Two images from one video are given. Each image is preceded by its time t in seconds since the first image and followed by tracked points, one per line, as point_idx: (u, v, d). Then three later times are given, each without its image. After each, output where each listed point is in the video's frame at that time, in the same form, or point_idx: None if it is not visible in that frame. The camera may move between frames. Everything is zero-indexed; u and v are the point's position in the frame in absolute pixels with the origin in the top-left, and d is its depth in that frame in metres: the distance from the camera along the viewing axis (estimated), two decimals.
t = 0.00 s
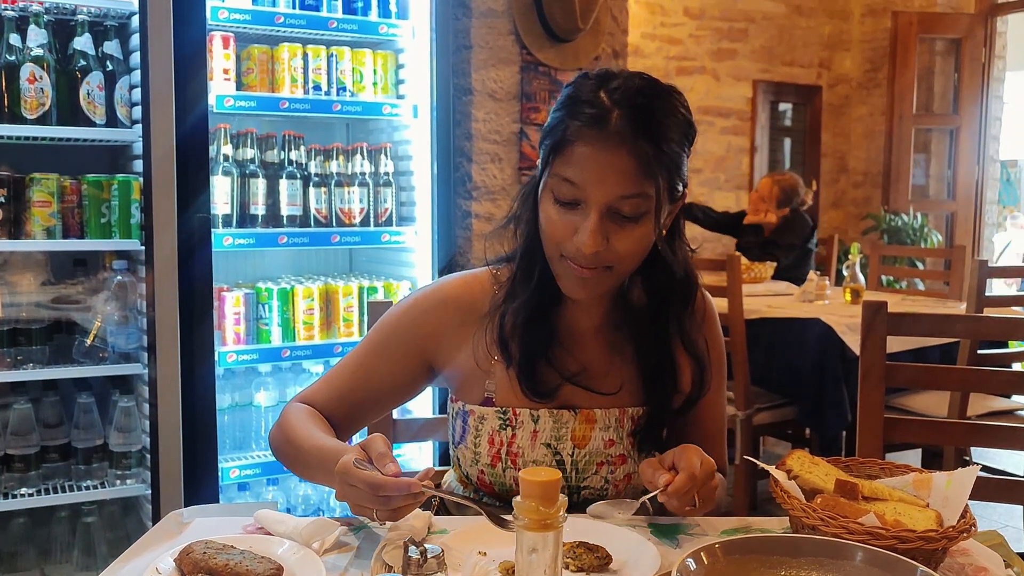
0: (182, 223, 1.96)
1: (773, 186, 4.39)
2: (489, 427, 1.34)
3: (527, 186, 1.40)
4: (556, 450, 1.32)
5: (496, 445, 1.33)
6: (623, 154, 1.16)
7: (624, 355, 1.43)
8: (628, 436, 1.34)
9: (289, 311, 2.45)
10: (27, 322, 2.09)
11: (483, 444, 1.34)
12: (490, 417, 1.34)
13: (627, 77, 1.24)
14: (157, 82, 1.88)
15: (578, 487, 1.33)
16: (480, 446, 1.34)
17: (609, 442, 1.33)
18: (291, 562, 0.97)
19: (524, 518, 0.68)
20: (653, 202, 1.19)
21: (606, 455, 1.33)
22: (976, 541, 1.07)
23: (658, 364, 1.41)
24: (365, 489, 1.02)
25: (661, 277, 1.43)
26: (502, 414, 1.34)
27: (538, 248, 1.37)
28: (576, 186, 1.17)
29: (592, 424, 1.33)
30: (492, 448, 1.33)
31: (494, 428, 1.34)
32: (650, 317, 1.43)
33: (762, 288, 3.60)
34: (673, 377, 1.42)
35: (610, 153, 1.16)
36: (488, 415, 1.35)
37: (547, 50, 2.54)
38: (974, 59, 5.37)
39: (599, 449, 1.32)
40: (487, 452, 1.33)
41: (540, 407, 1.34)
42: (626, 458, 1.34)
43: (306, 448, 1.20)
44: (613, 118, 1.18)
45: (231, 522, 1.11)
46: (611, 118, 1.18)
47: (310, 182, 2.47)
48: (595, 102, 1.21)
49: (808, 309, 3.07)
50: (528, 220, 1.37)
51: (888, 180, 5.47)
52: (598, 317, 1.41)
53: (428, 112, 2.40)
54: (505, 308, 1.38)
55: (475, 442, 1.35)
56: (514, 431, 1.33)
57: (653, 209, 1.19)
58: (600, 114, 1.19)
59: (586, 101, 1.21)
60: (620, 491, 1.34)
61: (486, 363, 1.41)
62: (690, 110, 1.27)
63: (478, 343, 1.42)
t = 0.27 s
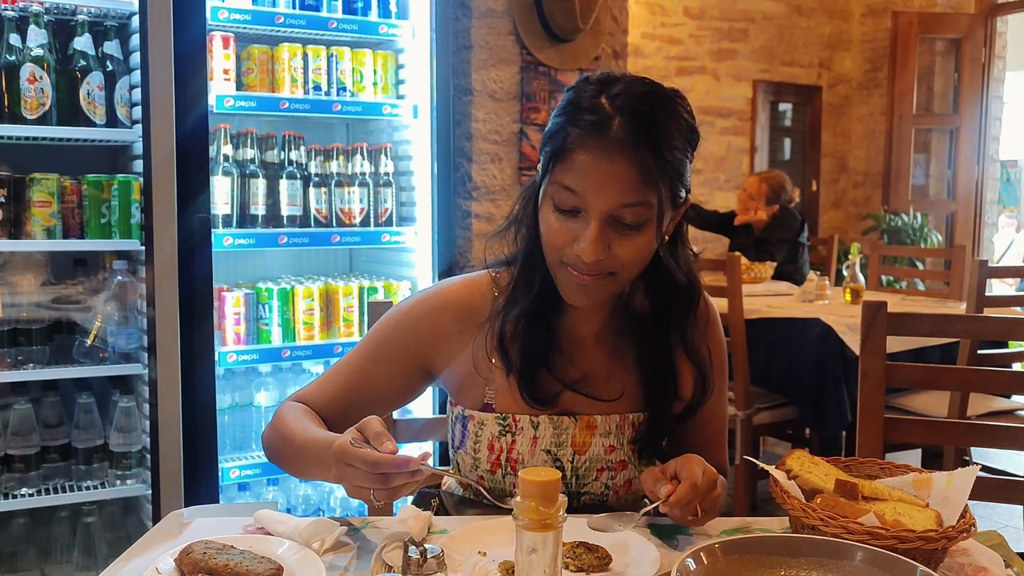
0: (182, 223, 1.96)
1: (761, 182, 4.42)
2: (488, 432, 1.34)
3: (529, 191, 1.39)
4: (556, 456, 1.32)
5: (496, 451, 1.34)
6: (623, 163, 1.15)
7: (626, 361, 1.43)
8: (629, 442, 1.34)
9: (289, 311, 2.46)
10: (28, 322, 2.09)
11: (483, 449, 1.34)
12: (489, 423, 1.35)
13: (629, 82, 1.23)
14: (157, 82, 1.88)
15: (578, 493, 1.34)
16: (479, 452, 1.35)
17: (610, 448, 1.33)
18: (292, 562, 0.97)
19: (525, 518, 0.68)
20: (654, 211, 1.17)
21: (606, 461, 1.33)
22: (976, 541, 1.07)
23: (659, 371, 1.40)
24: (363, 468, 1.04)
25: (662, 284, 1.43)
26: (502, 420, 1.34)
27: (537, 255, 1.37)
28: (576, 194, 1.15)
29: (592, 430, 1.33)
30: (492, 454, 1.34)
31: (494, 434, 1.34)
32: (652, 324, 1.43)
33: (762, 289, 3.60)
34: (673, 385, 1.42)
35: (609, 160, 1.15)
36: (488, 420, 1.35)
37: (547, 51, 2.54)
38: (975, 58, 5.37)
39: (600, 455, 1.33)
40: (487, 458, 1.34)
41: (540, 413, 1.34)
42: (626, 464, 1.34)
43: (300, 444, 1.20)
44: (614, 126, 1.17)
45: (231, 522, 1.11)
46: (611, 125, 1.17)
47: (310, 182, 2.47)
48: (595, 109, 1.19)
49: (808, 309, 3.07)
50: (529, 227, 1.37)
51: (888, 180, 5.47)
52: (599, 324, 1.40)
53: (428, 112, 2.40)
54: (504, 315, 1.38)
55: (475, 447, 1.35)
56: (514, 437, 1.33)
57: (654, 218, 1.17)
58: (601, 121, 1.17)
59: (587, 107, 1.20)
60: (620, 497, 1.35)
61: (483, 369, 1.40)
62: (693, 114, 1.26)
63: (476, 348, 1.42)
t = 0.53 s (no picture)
0: (182, 223, 1.96)
1: (743, 182, 4.43)
2: (488, 437, 1.33)
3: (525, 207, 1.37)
4: (557, 462, 1.31)
5: (495, 456, 1.32)
6: (619, 162, 1.14)
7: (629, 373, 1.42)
8: (629, 450, 1.33)
9: (289, 311, 2.45)
10: (27, 322, 2.09)
11: (482, 454, 1.33)
12: (489, 427, 1.33)
13: (624, 86, 1.23)
14: (157, 81, 1.88)
15: (579, 499, 1.32)
16: (479, 456, 1.34)
17: (610, 456, 1.31)
18: (292, 562, 0.97)
19: (525, 517, 0.68)
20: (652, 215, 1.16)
21: (607, 469, 1.31)
22: (976, 541, 1.07)
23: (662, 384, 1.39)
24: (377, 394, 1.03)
25: (663, 298, 1.41)
26: (502, 425, 1.33)
27: (535, 271, 1.35)
28: (571, 199, 1.14)
29: (593, 437, 1.31)
30: (492, 459, 1.32)
31: (493, 439, 1.32)
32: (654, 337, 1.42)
33: (761, 289, 3.60)
34: (676, 396, 1.40)
35: (605, 161, 1.14)
36: (487, 425, 1.33)
37: (547, 50, 2.54)
38: (975, 58, 5.36)
39: (601, 462, 1.31)
40: (486, 463, 1.33)
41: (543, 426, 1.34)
42: (627, 471, 1.32)
43: (300, 412, 1.19)
44: (610, 127, 1.17)
45: (231, 522, 1.11)
46: (606, 127, 1.17)
47: (310, 182, 2.47)
48: (591, 111, 1.20)
49: (808, 309, 3.07)
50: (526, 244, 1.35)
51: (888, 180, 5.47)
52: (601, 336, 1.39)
53: (428, 112, 2.40)
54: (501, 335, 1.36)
55: (474, 451, 1.34)
56: (514, 443, 1.32)
57: (652, 222, 1.16)
58: (596, 122, 1.17)
59: (582, 111, 1.20)
60: (621, 504, 1.33)
61: (482, 376, 1.43)
62: (691, 117, 1.26)
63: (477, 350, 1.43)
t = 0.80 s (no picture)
0: (182, 224, 1.96)
1: (739, 182, 4.46)
2: (485, 446, 1.31)
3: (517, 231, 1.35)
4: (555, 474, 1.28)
5: (493, 466, 1.31)
6: (609, 172, 1.12)
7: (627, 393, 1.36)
8: (629, 464, 1.29)
9: (289, 311, 2.46)
10: (28, 322, 2.10)
11: (480, 464, 1.32)
12: (486, 437, 1.31)
13: (615, 100, 1.23)
14: (158, 82, 1.88)
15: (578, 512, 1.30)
16: (476, 465, 1.32)
17: (610, 470, 1.28)
18: (293, 563, 0.97)
19: (526, 518, 0.68)
20: (645, 226, 1.12)
21: (606, 483, 1.29)
22: (976, 541, 1.07)
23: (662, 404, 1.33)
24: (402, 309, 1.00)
25: (660, 316, 1.34)
26: (499, 435, 1.31)
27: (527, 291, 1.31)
28: (561, 211, 1.12)
29: (593, 452, 1.27)
30: (489, 470, 1.31)
31: (490, 449, 1.31)
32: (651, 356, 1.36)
33: (761, 289, 3.60)
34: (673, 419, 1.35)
35: (595, 172, 1.12)
36: (484, 434, 1.32)
37: (547, 50, 2.54)
38: (975, 58, 5.36)
39: (600, 476, 1.28)
40: (484, 473, 1.32)
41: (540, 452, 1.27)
42: (627, 485, 1.30)
43: (296, 357, 1.14)
44: (600, 139, 1.16)
45: (232, 523, 1.11)
46: (597, 138, 1.16)
47: (310, 183, 2.47)
48: (582, 122, 1.19)
49: (808, 309, 3.07)
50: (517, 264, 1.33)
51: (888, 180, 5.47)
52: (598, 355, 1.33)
53: (428, 112, 2.40)
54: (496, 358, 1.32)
55: (472, 459, 1.33)
56: (511, 454, 1.30)
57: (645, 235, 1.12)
58: (587, 134, 1.17)
59: (574, 122, 1.19)
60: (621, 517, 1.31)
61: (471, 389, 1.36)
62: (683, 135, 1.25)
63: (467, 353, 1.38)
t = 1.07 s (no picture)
0: (182, 225, 1.96)
1: (742, 182, 4.40)
2: (485, 450, 1.31)
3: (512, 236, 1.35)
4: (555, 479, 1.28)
5: (493, 471, 1.31)
6: (591, 176, 1.11)
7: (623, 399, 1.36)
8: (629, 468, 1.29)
9: (290, 311, 2.46)
10: (28, 322, 2.10)
11: (480, 469, 1.32)
12: (486, 442, 1.31)
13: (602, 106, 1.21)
14: (159, 83, 1.88)
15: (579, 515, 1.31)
16: (476, 470, 1.32)
17: (611, 474, 1.29)
18: (292, 563, 0.97)
19: (526, 519, 0.68)
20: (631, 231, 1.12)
21: (607, 487, 1.29)
22: (976, 542, 1.07)
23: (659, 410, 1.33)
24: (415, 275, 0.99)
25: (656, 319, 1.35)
26: (499, 440, 1.31)
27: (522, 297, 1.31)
28: (546, 217, 1.11)
29: (594, 455, 1.28)
30: (489, 474, 1.31)
31: (489, 454, 1.31)
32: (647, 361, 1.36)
33: (761, 289, 3.60)
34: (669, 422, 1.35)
35: (576, 177, 1.11)
36: (484, 438, 1.32)
37: (547, 51, 2.54)
38: (975, 58, 5.37)
39: (601, 480, 1.28)
40: (484, 477, 1.32)
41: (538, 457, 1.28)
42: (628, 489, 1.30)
43: (293, 334, 1.10)
44: (586, 149, 1.14)
45: (232, 523, 1.11)
46: (580, 143, 1.15)
47: (310, 183, 2.47)
48: (567, 130, 1.17)
49: (808, 309, 3.07)
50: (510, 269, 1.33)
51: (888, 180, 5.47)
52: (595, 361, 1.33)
53: (428, 113, 2.40)
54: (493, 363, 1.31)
55: (471, 464, 1.33)
56: (511, 458, 1.30)
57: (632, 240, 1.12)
58: (572, 139, 1.15)
59: (559, 129, 1.17)
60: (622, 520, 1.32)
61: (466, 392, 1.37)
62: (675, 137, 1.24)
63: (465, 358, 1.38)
